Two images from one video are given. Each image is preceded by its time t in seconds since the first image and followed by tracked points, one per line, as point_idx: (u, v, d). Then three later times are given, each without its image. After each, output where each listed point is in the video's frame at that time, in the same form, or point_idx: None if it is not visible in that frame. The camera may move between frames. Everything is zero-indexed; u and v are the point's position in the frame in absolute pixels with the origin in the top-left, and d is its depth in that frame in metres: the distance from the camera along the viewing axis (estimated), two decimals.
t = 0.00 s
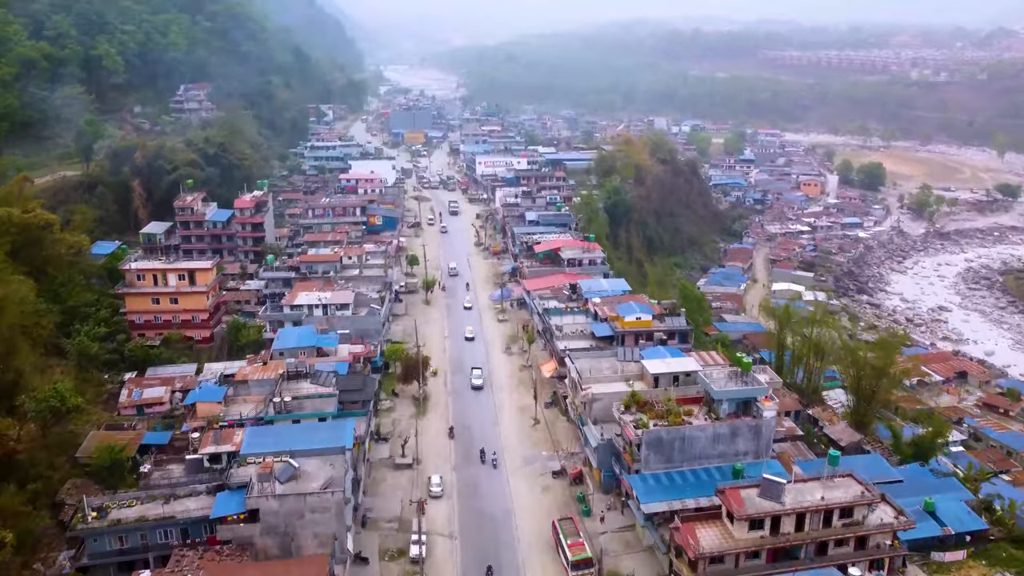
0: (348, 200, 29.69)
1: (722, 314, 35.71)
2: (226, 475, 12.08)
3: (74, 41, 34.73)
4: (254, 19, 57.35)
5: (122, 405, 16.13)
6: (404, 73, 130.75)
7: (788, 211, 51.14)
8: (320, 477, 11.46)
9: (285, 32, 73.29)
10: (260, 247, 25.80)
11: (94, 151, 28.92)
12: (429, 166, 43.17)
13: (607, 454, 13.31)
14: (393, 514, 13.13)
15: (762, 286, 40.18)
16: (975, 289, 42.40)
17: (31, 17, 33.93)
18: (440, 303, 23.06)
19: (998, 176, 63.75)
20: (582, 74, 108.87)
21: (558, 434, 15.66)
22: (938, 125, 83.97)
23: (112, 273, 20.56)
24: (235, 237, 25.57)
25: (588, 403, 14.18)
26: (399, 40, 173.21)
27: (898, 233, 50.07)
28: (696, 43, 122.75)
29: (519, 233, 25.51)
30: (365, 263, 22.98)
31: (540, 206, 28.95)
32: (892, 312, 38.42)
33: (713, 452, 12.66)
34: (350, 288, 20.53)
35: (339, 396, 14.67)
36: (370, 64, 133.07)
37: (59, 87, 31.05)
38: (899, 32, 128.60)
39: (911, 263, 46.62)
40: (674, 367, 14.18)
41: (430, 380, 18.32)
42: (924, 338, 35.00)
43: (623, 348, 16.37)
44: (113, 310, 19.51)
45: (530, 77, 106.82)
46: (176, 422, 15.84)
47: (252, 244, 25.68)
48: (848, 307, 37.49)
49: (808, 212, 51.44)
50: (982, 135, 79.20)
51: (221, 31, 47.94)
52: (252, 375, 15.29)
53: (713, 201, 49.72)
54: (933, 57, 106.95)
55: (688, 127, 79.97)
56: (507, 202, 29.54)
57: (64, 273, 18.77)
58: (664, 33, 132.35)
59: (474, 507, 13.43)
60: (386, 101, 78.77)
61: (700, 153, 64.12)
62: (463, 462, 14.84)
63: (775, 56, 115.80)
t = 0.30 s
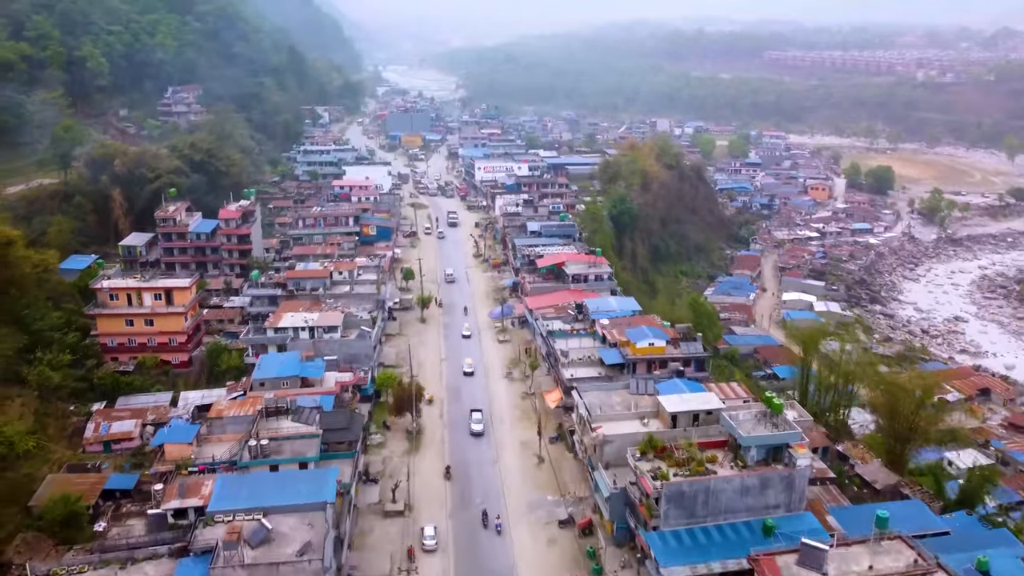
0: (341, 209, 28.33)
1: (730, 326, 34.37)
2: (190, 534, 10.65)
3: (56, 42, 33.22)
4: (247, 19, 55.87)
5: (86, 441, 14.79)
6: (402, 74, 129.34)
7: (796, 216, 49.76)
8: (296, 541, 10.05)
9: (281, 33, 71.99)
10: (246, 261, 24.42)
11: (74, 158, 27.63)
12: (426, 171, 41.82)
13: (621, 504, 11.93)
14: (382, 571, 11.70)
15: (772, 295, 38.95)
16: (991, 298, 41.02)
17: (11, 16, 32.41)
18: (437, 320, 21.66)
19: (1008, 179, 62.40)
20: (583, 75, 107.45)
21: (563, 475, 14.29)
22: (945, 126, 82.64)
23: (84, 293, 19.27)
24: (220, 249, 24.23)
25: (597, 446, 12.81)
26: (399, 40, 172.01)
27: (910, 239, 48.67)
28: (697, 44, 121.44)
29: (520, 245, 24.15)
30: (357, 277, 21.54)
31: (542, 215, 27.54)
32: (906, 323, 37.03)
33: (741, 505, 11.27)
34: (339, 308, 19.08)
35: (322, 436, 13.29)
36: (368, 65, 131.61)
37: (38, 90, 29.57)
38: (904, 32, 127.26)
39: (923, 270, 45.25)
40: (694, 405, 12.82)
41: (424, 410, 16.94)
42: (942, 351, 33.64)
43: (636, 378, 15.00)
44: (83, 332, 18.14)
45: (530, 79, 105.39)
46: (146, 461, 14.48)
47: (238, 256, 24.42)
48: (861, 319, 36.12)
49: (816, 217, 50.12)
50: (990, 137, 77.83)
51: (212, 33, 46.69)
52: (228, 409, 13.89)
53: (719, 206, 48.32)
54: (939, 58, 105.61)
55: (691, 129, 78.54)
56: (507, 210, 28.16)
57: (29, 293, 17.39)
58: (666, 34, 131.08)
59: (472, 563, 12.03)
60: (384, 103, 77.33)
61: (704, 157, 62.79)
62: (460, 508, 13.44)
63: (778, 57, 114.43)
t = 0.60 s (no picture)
0: (332, 219, 26.88)
1: (740, 340, 32.94)
2: None
3: (37, 42, 31.75)
4: (240, 19, 54.43)
5: (45, 485, 13.44)
6: (401, 74, 127.97)
7: (805, 222, 48.39)
8: None
9: (276, 34, 70.61)
10: (231, 275, 22.98)
11: (50, 166, 26.27)
12: (424, 177, 40.40)
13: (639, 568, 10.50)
14: None
15: (781, 305, 37.64)
16: (1008, 307, 39.66)
17: None
18: (433, 341, 20.28)
19: (1020, 183, 60.99)
20: (583, 76, 106.05)
21: (571, 524, 12.91)
22: (953, 128, 81.26)
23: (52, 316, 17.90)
24: (202, 263, 22.79)
25: (610, 499, 11.41)
26: (399, 40, 170.64)
27: (921, 245, 47.30)
28: (699, 45, 120.07)
29: (522, 260, 22.77)
30: (348, 295, 20.13)
31: (545, 225, 26.16)
32: (923, 335, 35.61)
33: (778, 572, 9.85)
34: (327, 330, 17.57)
35: (303, 487, 11.90)
36: (365, 65, 130.20)
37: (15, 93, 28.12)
38: (908, 32, 125.85)
39: (937, 278, 43.89)
40: (719, 452, 11.44)
41: (417, 444, 15.60)
42: (961, 366, 32.23)
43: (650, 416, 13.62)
44: (50, 359, 16.77)
45: (530, 79, 104.00)
46: (108, 504, 13.04)
47: (223, 271, 22.89)
48: (876, 331, 34.65)
49: (825, 223, 48.75)
50: (998, 140, 76.49)
51: (203, 32, 45.39)
52: (198, 454, 12.50)
53: (725, 212, 46.94)
54: (944, 58, 104.26)
55: (694, 130, 77.16)
56: (508, 220, 26.76)
57: None
58: (667, 34, 129.75)
59: None
60: (382, 103, 75.89)
61: (708, 160, 61.42)
62: (456, 564, 12.06)
63: (781, 57, 113.06)
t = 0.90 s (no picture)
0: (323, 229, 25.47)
1: (751, 353, 31.56)
2: None
3: (14, 42, 30.35)
4: (233, 18, 53.02)
5: None
6: (399, 74, 126.57)
7: (813, 228, 47.01)
8: None
9: (271, 34, 69.10)
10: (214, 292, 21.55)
11: (25, 174, 24.88)
12: (421, 182, 39.00)
13: None
14: None
15: (792, 315, 36.28)
16: None
17: None
18: (429, 364, 18.88)
19: None
20: (584, 76, 104.61)
21: None
22: (960, 130, 79.82)
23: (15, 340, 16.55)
24: (183, 278, 21.37)
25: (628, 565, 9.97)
26: (398, 40, 168.98)
27: (934, 252, 45.89)
28: (701, 45, 118.62)
29: (524, 274, 21.38)
30: (337, 314, 18.70)
31: (548, 236, 24.75)
32: (941, 347, 34.20)
33: None
34: (313, 357, 16.12)
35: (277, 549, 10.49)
36: (363, 65, 128.78)
37: None
38: (912, 32, 124.40)
39: (951, 285, 42.49)
40: (751, 511, 10.05)
41: (409, 485, 14.20)
42: (983, 381, 30.84)
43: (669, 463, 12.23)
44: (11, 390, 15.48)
45: (530, 79, 102.59)
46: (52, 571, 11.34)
47: (205, 287, 21.50)
48: (893, 345, 33.28)
49: (834, 229, 47.35)
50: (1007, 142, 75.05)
51: (194, 32, 44.00)
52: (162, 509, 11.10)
53: (732, 217, 45.55)
54: (950, 59, 102.79)
55: (698, 132, 75.76)
56: (508, 230, 25.36)
57: None
58: (668, 34, 128.32)
59: None
60: (379, 104, 74.48)
61: (713, 163, 60.01)
62: None
63: (784, 57, 111.63)
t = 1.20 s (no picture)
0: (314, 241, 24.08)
1: (763, 369, 30.17)
2: None
3: None
4: (226, 18, 51.71)
5: None
6: (399, 75, 125.39)
7: (823, 235, 45.65)
8: None
9: (266, 35, 67.75)
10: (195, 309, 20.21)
11: None
12: (418, 187, 37.62)
13: None
14: None
15: (804, 326, 34.90)
16: None
17: None
18: (424, 392, 17.49)
19: None
20: (585, 77, 103.29)
21: None
22: (968, 132, 78.43)
23: None
24: (162, 296, 19.99)
25: None
26: (398, 40, 167.61)
27: (948, 259, 44.49)
28: (703, 45, 117.33)
29: (526, 292, 19.99)
30: (325, 336, 17.27)
31: (551, 248, 23.35)
32: (960, 360, 32.77)
33: None
34: (296, 389, 14.72)
35: None
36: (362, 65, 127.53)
37: None
38: (917, 31, 122.97)
39: (967, 294, 41.07)
40: None
41: (401, 535, 12.79)
42: (1007, 399, 29.38)
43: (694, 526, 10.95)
44: None
45: (530, 80, 101.28)
46: None
47: (185, 305, 20.16)
48: (911, 359, 31.79)
49: (844, 235, 45.97)
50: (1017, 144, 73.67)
51: (184, 33, 42.66)
52: None
53: (740, 222, 44.19)
54: (956, 59, 101.44)
55: (701, 134, 74.42)
56: (509, 241, 23.97)
57: None
58: (670, 34, 127.01)
59: None
60: (377, 106, 73.16)
61: (718, 166, 58.67)
62: None
63: (787, 58, 110.27)
